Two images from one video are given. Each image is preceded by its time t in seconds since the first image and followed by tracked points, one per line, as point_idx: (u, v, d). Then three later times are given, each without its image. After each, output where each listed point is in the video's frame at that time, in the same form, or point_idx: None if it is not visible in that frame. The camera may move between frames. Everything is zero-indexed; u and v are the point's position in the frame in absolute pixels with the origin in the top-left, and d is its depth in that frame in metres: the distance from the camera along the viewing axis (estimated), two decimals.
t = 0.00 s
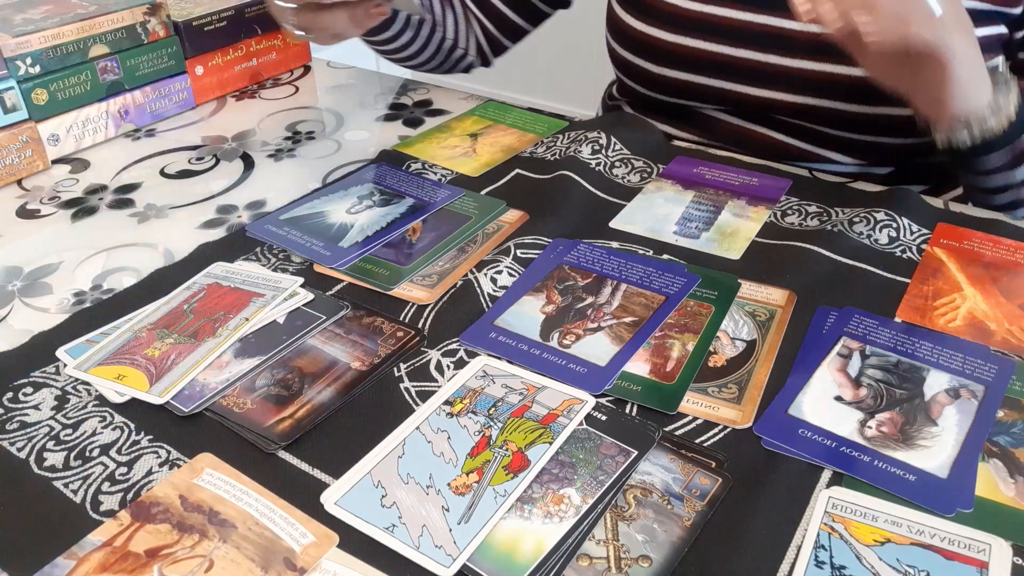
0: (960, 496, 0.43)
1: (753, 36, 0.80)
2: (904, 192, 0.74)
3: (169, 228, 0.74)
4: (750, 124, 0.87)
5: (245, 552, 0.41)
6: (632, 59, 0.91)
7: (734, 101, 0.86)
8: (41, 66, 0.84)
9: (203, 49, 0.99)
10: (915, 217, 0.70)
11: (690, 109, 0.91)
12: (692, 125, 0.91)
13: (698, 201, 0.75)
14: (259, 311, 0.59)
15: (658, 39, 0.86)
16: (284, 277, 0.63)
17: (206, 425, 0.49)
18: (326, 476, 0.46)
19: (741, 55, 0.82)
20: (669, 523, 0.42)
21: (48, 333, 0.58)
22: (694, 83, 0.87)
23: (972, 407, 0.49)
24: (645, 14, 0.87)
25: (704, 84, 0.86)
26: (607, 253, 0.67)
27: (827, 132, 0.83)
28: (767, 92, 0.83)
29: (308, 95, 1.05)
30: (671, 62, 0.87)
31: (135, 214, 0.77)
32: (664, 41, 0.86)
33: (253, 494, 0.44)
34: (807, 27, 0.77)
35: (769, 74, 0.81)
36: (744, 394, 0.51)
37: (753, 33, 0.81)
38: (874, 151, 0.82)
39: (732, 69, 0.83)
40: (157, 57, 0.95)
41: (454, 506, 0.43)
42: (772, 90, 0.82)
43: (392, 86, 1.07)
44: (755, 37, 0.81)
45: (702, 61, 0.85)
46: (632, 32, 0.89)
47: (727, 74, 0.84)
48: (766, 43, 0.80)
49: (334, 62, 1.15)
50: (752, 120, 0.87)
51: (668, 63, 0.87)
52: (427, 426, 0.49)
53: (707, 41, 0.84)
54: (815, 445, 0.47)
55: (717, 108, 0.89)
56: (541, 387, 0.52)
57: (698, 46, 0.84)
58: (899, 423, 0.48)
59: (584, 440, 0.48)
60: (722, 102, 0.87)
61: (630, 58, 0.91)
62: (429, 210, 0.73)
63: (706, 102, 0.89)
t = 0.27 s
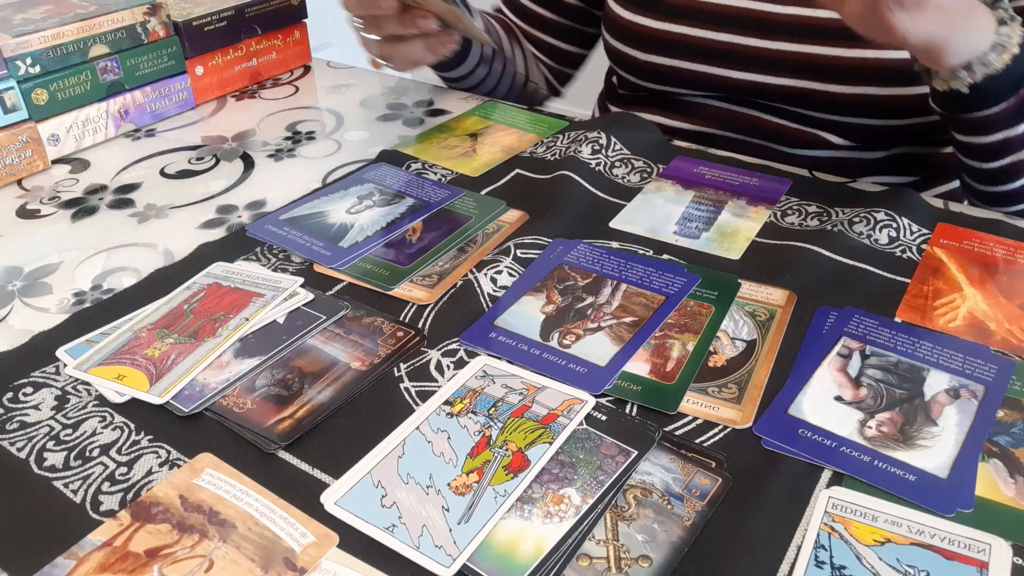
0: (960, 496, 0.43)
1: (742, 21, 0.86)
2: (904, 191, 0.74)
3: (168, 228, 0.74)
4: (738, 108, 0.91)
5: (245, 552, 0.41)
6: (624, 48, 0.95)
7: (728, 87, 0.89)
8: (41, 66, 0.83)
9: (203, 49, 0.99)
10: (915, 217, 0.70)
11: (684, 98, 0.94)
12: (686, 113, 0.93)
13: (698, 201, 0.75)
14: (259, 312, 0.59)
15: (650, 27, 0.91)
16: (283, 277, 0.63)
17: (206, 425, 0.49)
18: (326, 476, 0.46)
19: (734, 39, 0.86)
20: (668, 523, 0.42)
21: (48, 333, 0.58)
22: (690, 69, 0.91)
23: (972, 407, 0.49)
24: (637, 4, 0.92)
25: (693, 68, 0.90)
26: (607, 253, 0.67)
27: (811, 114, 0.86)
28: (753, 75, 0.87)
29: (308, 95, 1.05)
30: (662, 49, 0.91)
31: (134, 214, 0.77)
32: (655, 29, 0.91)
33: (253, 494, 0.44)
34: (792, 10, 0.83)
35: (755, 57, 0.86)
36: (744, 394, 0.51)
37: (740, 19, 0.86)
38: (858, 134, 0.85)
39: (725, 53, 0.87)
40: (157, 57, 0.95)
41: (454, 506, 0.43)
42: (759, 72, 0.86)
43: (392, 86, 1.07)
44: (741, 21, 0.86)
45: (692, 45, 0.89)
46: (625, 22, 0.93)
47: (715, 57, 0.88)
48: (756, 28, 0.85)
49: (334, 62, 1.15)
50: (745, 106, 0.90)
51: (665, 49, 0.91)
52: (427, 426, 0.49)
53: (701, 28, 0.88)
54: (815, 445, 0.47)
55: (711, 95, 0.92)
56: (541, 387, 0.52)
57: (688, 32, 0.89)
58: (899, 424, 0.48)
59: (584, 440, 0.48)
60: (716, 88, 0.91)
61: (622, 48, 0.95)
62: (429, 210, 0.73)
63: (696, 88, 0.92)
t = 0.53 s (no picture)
0: (960, 496, 0.43)
1: (730, 21, 0.86)
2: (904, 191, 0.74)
3: (168, 228, 0.74)
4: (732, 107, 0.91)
5: (245, 552, 0.41)
6: (618, 50, 0.96)
7: (718, 86, 0.90)
8: (41, 66, 0.83)
9: (203, 49, 0.99)
10: (915, 217, 0.70)
11: (676, 98, 0.95)
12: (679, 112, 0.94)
13: (698, 201, 0.75)
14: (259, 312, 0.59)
15: (642, 28, 0.92)
16: (283, 277, 0.63)
17: (206, 425, 0.49)
18: (326, 476, 0.46)
19: (722, 38, 0.87)
20: (668, 523, 0.42)
21: (48, 333, 0.58)
22: (680, 69, 0.91)
23: (972, 407, 0.49)
24: (629, 6, 0.93)
25: (685, 68, 0.91)
26: (607, 253, 0.67)
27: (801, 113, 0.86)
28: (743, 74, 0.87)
29: (308, 95, 1.05)
30: (655, 49, 0.92)
31: (135, 214, 0.77)
32: (647, 29, 0.92)
33: (252, 494, 0.44)
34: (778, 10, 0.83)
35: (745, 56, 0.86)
36: (744, 394, 0.51)
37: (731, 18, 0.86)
38: (849, 132, 0.85)
39: (714, 52, 0.88)
40: (157, 57, 0.95)
41: (454, 506, 0.43)
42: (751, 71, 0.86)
43: (392, 86, 1.07)
44: (732, 20, 0.86)
45: (684, 44, 0.90)
46: (618, 23, 0.94)
47: (706, 57, 0.89)
48: (743, 29, 0.86)
49: (334, 62, 1.15)
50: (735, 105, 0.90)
51: (655, 50, 0.92)
52: (427, 426, 0.49)
53: (690, 28, 0.89)
54: (815, 445, 0.47)
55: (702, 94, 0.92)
56: (541, 387, 0.52)
57: (679, 32, 0.90)
58: (899, 423, 0.48)
59: (584, 440, 0.48)
60: (706, 88, 0.91)
61: (616, 49, 0.96)
62: (429, 210, 0.73)
63: (689, 88, 0.93)
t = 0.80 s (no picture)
0: (960, 496, 0.43)
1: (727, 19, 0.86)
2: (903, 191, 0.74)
3: (168, 228, 0.74)
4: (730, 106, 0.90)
5: (244, 552, 0.41)
6: (617, 48, 0.96)
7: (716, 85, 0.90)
8: (41, 66, 0.83)
9: (203, 48, 0.99)
10: (915, 217, 0.70)
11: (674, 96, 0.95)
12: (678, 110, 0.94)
13: (698, 201, 0.75)
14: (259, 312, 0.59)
15: (641, 26, 0.92)
16: (283, 278, 0.63)
17: (206, 425, 0.49)
18: (326, 476, 0.46)
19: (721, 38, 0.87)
20: (668, 523, 0.42)
21: (47, 333, 0.58)
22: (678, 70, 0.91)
23: (972, 407, 0.49)
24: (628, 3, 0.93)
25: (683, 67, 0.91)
26: (607, 253, 0.67)
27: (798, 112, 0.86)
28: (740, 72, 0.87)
29: (308, 95, 1.05)
30: (653, 48, 0.92)
31: (134, 214, 0.77)
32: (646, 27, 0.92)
33: (253, 494, 0.44)
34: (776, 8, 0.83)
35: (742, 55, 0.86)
36: (744, 394, 0.51)
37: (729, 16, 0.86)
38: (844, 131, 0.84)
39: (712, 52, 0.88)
40: (157, 57, 0.95)
41: (454, 507, 0.43)
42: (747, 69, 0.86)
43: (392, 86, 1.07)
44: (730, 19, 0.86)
45: (682, 43, 0.90)
46: (618, 21, 0.94)
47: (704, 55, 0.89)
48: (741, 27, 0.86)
49: (334, 62, 1.15)
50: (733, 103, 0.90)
51: (653, 48, 0.92)
52: (427, 426, 0.49)
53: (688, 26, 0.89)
54: (815, 445, 0.47)
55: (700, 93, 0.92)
56: (541, 387, 0.52)
57: (677, 30, 0.89)
58: (899, 423, 0.48)
59: (584, 440, 0.48)
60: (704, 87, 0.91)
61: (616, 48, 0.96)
62: (429, 210, 0.73)
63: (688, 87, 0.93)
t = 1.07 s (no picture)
0: (960, 496, 0.43)
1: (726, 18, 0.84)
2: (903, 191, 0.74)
3: (168, 228, 0.74)
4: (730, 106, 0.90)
5: (244, 552, 0.41)
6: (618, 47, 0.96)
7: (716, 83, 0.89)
8: (41, 66, 0.83)
9: (203, 48, 0.99)
10: (914, 217, 0.70)
11: (674, 95, 0.93)
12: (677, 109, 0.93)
13: (698, 201, 0.75)
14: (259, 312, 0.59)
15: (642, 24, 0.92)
16: (283, 278, 0.63)
17: (206, 425, 0.49)
18: (326, 476, 0.46)
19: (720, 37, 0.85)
20: (669, 523, 0.42)
21: (47, 333, 0.58)
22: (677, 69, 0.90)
23: (972, 407, 0.49)
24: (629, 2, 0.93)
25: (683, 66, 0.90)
26: (607, 253, 0.67)
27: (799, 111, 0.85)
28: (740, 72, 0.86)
29: (308, 95, 1.05)
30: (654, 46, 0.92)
31: (134, 214, 0.77)
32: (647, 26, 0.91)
33: (253, 494, 0.44)
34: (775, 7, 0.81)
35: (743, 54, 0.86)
36: (744, 394, 0.51)
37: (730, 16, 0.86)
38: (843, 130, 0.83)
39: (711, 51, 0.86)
40: (157, 57, 0.95)
41: (454, 507, 0.43)
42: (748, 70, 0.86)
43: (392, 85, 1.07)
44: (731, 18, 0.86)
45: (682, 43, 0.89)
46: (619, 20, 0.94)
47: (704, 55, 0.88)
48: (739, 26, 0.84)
49: (334, 62, 1.15)
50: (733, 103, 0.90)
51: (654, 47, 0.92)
52: (427, 426, 0.49)
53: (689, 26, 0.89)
54: (815, 445, 0.47)
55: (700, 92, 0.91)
56: (541, 387, 0.52)
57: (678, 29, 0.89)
58: (899, 423, 0.48)
59: (584, 440, 0.48)
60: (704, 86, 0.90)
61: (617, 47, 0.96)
62: (429, 210, 0.73)
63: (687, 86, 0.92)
